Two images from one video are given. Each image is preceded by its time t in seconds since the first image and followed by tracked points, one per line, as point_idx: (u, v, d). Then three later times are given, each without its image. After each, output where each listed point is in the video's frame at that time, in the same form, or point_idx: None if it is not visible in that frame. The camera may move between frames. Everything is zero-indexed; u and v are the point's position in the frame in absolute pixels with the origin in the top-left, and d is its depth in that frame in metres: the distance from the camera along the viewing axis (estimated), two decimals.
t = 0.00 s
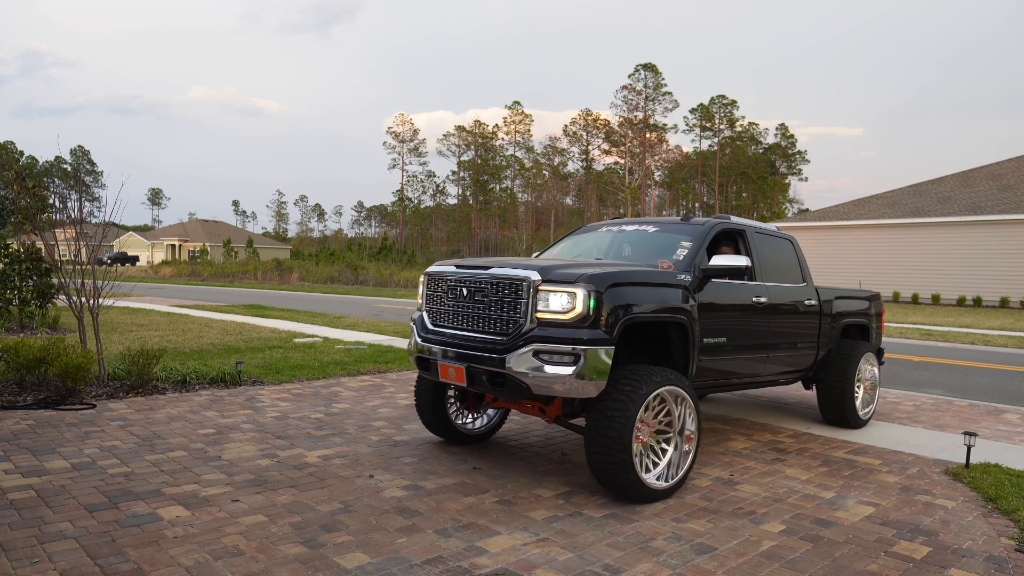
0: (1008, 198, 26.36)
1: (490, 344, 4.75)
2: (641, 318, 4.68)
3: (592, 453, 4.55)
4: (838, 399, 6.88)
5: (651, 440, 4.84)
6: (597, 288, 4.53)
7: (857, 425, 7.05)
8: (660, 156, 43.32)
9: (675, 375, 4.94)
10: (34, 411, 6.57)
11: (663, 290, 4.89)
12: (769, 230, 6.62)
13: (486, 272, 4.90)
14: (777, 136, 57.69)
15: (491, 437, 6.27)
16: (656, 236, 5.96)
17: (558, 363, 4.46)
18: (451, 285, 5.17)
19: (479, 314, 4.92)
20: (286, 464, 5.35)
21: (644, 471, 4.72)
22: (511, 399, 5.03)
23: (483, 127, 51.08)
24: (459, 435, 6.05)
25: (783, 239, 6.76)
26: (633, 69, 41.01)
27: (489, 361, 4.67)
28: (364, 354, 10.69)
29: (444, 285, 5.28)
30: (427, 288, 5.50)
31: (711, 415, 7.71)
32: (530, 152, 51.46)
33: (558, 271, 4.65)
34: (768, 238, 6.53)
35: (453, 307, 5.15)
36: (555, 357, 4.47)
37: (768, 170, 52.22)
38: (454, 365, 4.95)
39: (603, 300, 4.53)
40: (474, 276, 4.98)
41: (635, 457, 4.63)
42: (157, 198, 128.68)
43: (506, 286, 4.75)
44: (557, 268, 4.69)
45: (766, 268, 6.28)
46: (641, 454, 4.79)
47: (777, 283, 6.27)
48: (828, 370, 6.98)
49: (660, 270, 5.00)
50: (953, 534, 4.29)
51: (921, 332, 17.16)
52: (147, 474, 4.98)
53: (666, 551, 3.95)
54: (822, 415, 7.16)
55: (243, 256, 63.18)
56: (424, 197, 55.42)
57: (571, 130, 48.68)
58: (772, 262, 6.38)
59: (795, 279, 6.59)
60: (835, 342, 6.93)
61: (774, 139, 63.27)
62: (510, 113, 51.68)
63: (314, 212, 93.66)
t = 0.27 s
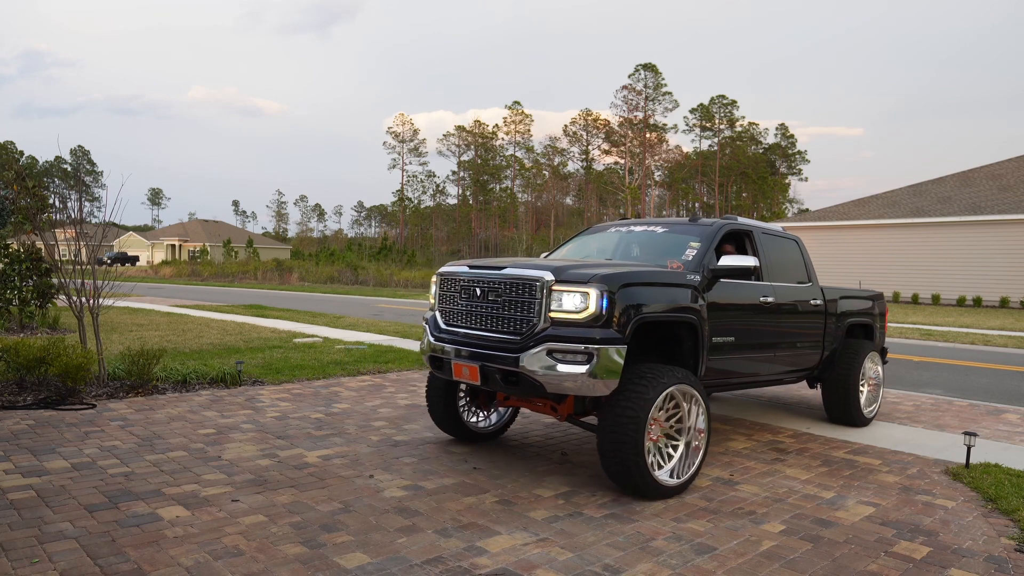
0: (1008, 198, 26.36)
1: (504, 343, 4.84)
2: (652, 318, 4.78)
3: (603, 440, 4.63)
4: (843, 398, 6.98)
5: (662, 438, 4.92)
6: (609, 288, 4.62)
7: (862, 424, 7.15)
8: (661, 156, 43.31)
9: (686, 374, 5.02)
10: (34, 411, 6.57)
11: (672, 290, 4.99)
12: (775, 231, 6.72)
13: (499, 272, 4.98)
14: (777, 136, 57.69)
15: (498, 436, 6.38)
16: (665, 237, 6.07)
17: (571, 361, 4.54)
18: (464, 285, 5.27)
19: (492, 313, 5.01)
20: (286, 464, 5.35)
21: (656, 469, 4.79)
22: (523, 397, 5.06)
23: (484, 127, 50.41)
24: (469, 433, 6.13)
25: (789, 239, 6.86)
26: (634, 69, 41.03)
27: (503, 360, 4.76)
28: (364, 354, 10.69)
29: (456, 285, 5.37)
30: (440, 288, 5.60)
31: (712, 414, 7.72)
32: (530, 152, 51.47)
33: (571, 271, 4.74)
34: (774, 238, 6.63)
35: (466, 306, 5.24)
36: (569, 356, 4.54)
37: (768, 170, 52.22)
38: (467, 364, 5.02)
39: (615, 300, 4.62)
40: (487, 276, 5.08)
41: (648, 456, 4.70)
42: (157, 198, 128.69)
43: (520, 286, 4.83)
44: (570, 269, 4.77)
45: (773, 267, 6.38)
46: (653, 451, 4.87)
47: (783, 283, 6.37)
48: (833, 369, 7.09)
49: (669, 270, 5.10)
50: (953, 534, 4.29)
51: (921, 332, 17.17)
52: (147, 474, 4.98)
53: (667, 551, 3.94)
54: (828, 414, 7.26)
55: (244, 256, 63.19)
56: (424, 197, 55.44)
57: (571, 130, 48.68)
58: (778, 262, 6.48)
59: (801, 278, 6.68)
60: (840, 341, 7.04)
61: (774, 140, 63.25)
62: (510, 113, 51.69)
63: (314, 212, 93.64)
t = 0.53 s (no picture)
0: (1008, 198, 26.35)
1: (520, 342, 4.95)
2: (665, 317, 4.90)
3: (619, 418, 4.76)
4: (849, 396, 7.08)
5: (675, 434, 5.00)
6: (624, 288, 4.74)
7: (867, 422, 7.24)
8: (661, 156, 43.30)
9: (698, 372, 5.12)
10: (34, 411, 6.57)
11: (684, 290, 5.11)
12: (783, 232, 6.82)
13: (515, 273, 5.10)
14: (777, 136, 57.67)
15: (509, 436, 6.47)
16: (675, 237, 6.18)
17: (587, 360, 4.65)
18: (479, 286, 5.37)
19: (508, 313, 5.12)
20: (286, 464, 5.35)
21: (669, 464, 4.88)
22: (539, 395, 5.17)
23: (484, 128, 50.89)
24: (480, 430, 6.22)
25: (796, 239, 6.96)
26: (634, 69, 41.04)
27: (520, 358, 4.87)
28: (364, 354, 10.69)
29: (471, 285, 5.47)
30: (454, 288, 5.68)
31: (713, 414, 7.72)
32: (530, 152, 51.47)
33: (586, 272, 4.85)
34: (781, 238, 6.74)
35: (482, 306, 5.34)
36: (585, 354, 4.66)
37: (768, 170, 52.20)
38: (483, 363, 5.13)
39: (630, 300, 4.74)
40: (502, 277, 5.18)
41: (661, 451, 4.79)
42: (157, 198, 128.68)
43: (536, 286, 4.94)
44: (585, 269, 4.89)
45: (781, 267, 6.50)
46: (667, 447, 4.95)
47: (791, 282, 6.49)
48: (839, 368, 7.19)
49: (680, 271, 5.21)
50: (953, 534, 4.30)
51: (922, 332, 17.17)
52: (147, 474, 4.98)
53: (667, 551, 3.94)
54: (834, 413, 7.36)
55: (244, 256, 63.23)
56: (424, 197, 55.45)
57: (571, 130, 48.68)
58: (785, 263, 6.58)
59: (808, 278, 6.80)
60: (845, 340, 7.15)
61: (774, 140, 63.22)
62: (510, 113, 51.70)
63: (314, 212, 93.62)
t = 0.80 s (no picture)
0: (1008, 198, 26.34)
1: (534, 341, 5.04)
2: (677, 316, 4.99)
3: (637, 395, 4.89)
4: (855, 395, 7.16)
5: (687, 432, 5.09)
6: (637, 288, 4.82)
7: (872, 420, 7.32)
8: (661, 156, 43.28)
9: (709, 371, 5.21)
10: (34, 411, 6.57)
11: (694, 290, 5.20)
12: (789, 233, 6.90)
13: (529, 273, 5.19)
14: (777, 136, 57.68)
15: (516, 437, 6.53)
16: (684, 238, 6.26)
17: (600, 359, 4.74)
18: (493, 286, 5.47)
19: (522, 313, 5.21)
20: (286, 464, 5.35)
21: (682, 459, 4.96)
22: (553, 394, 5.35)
23: (484, 127, 50.79)
24: (489, 430, 6.26)
25: (803, 239, 7.05)
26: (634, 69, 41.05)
27: (534, 357, 4.97)
28: (364, 354, 10.69)
29: (484, 286, 5.57)
30: (467, 289, 5.78)
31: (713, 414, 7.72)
32: (530, 152, 51.48)
33: (599, 272, 4.94)
34: (788, 239, 6.83)
35: (495, 306, 5.44)
36: (598, 353, 4.75)
37: (768, 170, 52.19)
38: (498, 362, 5.23)
39: (642, 299, 4.82)
40: (516, 277, 5.28)
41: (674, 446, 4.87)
42: (157, 198, 128.68)
43: (550, 286, 5.04)
44: (598, 269, 4.98)
45: (788, 268, 6.59)
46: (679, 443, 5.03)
47: (798, 282, 6.58)
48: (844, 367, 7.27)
49: (690, 271, 5.30)
50: (953, 534, 4.29)
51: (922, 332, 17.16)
52: (146, 474, 4.98)
53: (667, 551, 3.94)
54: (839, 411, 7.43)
55: (244, 256, 63.25)
56: (424, 197, 55.46)
57: (571, 130, 48.69)
58: (792, 262, 6.67)
59: (815, 278, 6.89)
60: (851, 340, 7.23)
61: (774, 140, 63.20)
62: (510, 113, 51.71)
63: (314, 212, 93.62)
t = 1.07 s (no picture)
0: (1008, 198, 26.33)
1: (551, 340, 5.15)
2: (690, 316, 5.09)
3: (663, 372, 5.04)
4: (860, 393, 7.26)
5: (700, 428, 5.19)
6: (651, 288, 4.92)
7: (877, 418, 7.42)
8: (661, 156, 43.26)
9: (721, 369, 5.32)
10: (34, 411, 6.57)
11: (706, 290, 5.29)
12: (796, 233, 7.00)
13: (544, 273, 5.29)
14: (777, 136, 57.66)
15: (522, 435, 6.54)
16: (694, 239, 6.36)
17: (616, 357, 4.83)
18: (508, 286, 5.57)
19: (538, 313, 5.32)
20: (286, 464, 5.35)
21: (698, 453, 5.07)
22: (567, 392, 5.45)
23: (484, 128, 50.86)
24: (496, 429, 6.32)
25: (810, 241, 7.14)
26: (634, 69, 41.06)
27: (551, 356, 5.07)
28: (364, 354, 10.70)
29: (499, 286, 5.67)
30: (482, 289, 5.88)
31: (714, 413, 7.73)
32: (530, 153, 51.49)
33: (614, 272, 5.04)
34: (796, 240, 6.93)
35: (510, 306, 5.54)
36: (614, 352, 4.84)
37: (768, 170, 52.17)
38: (514, 361, 5.33)
39: (657, 299, 4.92)
40: (531, 277, 5.38)
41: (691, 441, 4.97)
42: (157, 198, 128.68)
43: (565, 286, 5.14)
44: (613, 270, 5.08)
45: (796, 269, 6.70)
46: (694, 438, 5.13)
47: (805, 283, 6.69)
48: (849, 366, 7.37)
49: (701, 271, 5.40)
50: (953, 534, 4.30)
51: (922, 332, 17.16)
52: (146, 474, 4.98)
53: (666, 551, 3.95)
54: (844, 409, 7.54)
55: (244, 256, 63.27)
56: (423, 197, 55.46)
57: (571, 130, 48.69)
58: (799, 260, 6.79)
59: (821, 278, 7.00)
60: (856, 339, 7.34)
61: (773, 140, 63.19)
62: (510, 113, 51.72)
63: (314, 212, 93.63)
